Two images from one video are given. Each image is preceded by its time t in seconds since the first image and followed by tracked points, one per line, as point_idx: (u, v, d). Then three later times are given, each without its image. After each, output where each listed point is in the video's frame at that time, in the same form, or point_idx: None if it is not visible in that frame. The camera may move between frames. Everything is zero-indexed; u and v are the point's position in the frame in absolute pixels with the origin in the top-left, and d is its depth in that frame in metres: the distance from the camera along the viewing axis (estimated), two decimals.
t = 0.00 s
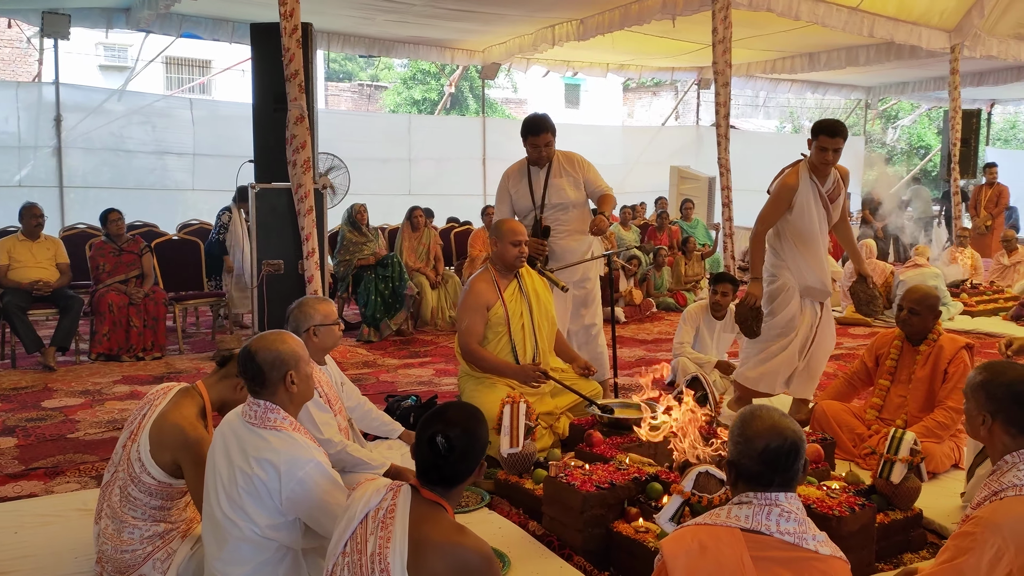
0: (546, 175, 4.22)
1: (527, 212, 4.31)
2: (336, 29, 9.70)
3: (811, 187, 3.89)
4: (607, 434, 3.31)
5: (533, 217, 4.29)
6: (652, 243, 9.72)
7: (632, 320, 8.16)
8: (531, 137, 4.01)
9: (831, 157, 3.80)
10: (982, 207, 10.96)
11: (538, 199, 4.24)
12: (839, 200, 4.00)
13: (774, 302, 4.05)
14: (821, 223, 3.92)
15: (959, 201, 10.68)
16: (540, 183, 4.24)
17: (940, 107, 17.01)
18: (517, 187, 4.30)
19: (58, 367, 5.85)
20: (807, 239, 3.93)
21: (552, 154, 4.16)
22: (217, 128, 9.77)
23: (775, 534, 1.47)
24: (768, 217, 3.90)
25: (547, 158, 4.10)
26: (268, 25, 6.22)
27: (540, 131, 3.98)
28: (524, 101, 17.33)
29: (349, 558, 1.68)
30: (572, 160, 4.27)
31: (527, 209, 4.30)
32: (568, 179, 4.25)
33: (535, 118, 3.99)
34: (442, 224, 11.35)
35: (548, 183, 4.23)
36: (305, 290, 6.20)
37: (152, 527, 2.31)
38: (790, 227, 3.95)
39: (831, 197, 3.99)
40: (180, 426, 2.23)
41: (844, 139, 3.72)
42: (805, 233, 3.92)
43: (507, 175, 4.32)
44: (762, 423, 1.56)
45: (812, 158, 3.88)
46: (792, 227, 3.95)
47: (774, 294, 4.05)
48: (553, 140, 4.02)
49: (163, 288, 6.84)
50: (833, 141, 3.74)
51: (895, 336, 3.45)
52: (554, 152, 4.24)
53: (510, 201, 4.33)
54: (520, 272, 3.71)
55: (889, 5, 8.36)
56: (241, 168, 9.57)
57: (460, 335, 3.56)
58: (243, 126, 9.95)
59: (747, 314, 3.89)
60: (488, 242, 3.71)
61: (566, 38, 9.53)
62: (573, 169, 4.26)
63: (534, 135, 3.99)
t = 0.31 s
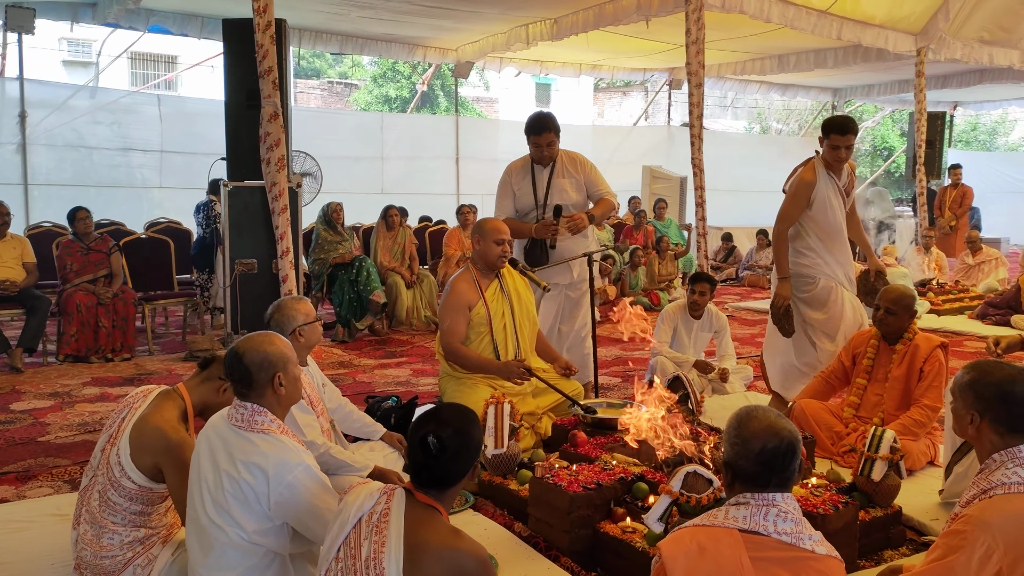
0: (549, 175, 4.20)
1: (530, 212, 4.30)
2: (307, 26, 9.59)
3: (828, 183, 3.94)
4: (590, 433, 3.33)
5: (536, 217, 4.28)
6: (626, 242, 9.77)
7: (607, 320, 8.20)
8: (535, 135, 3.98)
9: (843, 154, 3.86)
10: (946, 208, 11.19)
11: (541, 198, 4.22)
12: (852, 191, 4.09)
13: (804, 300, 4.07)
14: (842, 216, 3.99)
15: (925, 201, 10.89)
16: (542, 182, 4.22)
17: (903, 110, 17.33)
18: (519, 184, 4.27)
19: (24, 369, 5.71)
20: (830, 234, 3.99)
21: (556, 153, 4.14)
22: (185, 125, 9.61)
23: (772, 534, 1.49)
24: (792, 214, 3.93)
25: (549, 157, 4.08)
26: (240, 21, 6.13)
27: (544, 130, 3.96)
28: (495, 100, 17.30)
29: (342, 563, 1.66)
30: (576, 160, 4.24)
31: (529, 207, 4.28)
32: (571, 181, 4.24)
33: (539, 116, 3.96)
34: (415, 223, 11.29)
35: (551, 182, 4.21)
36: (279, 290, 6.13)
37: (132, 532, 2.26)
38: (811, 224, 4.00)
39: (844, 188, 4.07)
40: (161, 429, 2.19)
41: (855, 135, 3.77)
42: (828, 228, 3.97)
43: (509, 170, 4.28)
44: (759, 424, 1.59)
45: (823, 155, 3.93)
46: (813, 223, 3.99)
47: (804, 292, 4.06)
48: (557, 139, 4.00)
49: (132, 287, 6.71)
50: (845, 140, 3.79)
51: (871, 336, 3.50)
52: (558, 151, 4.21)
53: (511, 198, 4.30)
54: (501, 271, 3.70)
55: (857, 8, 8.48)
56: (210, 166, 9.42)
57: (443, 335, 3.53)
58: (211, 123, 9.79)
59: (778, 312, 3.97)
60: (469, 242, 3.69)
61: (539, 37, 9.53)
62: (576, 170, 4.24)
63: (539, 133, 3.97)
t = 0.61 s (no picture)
0: (553, 179, 4.20)
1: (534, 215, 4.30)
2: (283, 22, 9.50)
3: (862, 192, 3.78)
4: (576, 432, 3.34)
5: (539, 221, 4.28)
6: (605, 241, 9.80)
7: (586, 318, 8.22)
8: (536, 140, 3.96)
9: (873, 163, 3.71)
10: (919, 207, 11.37)
11: (545, 202, 4.23)
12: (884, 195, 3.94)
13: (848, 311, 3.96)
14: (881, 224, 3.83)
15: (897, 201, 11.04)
16: (547, 187, 4.22)
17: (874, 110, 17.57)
18: (524, 186, 4.26)
19: None
20: (869, 244, 3.84)
21: (558, 157, 4.12)
22: (158, 123, 9.47)
23: (767, 532, 1.52)
24: (830, 227, 3.77)
25: (551, 161, 4.07)
26: (216, 17, 6.05)
27: (545, 135, 3.94)
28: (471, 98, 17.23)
29: (336, 564, 1.65)
30: (580, 164, 4.22)
31: (533, 210, 4.29)
32: (574, 185, 4.23)
33: (541, 120, 3.94)
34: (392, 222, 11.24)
35: (554, 186, 4.21)
36: (257, 288, 6.06)
37: (115, 535, 2.22)
38: (850, 235, 3.85)
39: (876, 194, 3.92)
40: (145, 431, 2.16)
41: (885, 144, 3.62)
42: (868, 239, 3.83)
43: (514, 171, 4.27)
44: (750, 421, 1.62)
45: (854, 164, 3.77)
46: (852, 235, 3.84)
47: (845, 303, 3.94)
48: (558, 145, 3.99)
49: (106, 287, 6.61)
50: (875, 150, 3.63)
51: (851, 333, 3.55)
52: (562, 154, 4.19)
53: (516, 200, 4.29)
54: (486, 269, 3.69)
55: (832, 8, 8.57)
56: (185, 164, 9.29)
57: (433, 332, 3.51)
58: (184, 120, 9.65)
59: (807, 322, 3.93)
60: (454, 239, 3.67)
61: (517, 36, 9.53)
62: (578, 173, 4.22)
63: (540, 139, 3.96)
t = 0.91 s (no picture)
0: (537, 184, 4.20)
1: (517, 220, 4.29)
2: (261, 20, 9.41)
3: (889, 182, 3.72)
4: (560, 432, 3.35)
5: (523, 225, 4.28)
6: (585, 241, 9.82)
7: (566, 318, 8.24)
8: (520, 144, 3.96)
9: (905, 153, 3.62)
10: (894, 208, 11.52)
11: (529, 207, 4.22)
12: (920, 189, 3.82)
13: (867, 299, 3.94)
14: (904, 219, 3.74)
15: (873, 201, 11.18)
16: (531, 191, 4.21)
17: (850, 112, 17.77)
18: (507, 192, 4.24)
19: None
20: (891, 236, 3.77)
21: (541, 161, 4.12)
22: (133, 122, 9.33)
23: (755, 529, 1.53)
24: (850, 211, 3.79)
25: (533, 165, 4.06)
26: (194, 15, 5.99)
27: (527, 139, 3.94)
28: (449, 98, 17.18)
29: (323, 566, 1.64)
30: (562, 167, 4.23)
31: (518, 214, 4.28)
32: (558, 188, 4.24)
33: (521, 125, 3.93)
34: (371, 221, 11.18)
35: (538, 191, 4.21)
36: (236, 288, 6.01)
37: (96, 538, 2.18)
38: (872, 225, 3.81)
39: (911, 186, 3.81)
40: (127, 433, 2.13)
41: (914, 135, 3.51)
42: (884, 231, 3.77)
43: (496, 177, 4.25)
44: (738, 421, 1.63)
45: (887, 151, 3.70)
46: (872, 225, 3.79)
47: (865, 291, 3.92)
48: (540, 149, 3.98)
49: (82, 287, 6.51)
50: (907, 140, 3.54)
51: (832, 332, 3.59)
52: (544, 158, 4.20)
53: (500, 205, 4.28)
54: (469, 269, 3.69)
55: (809, 9, 8.65)
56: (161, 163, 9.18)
57: (413, 334, 3.49)
58: (160, 119, 9.51)
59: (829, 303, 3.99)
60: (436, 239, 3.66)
61: (497, 35, 9.53)
62: (561, 176, 4.23)
63: (524, 143, 3.95)
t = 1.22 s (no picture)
0: (516, 185, 4.19)
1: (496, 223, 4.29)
2: (239, 17, 9.31)
3: (891, 177, 3.73)
4: (542, 431, 3.35)
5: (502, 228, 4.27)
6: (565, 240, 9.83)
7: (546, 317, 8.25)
8: (498, 147, 3.95)
9: (910, 146, 3.62)
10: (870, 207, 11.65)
11: (508, 209, 4.21)
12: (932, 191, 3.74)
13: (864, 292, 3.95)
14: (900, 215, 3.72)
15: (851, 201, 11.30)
16: (510, 193, 4.21)
17: (827, 112, 17.93)
18: (486, 193, 4.23)
19: None
20: (887, 231, 3.77)
21: (519, 163, 4.11)
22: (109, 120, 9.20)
23: (739, 528, 1.54)
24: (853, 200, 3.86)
25: (511, 167, 4.06)
26: (171, 11, 5.91)
27: (505, 141, 3.93)
28: (428, 97, 17.13)
29: (307, 567, 1.62)
30: (541, 167, 4.22)
31: (497, 216, 4.27)
32: (536, 189, 4.23)
33: (499, 126, 3.92)
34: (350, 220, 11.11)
35: (517, 193, 4.20)
36: (215, 288, 5.95)
37: (76, 540, 2.14)
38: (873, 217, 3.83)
39: (923, 187, 3.75)
40: (106, 434, 2.10)
41: (911, 127, 3.51)
42: (881, 227, 3.78)
43: (475, 179, 4.24)
44: (724, 419, 1.64)
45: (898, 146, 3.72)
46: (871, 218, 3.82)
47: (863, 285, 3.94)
48: (517, 151, 3.97)
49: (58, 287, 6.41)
50: (911, 132, 3.54)
51: (811, 331, 3.63)
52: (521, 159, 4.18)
53: (479, 208, 4.27)
54: (450, 268, 3.68)
55: (787, 11, 8.71)
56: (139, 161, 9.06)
57: (389, 333, 3.48)
58: (137, 117, 9.39)
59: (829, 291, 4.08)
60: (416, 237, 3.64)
61: (477, 34, 9.51)
62: (539, 177, 4.22)
63: (502, 145, 3.95)
